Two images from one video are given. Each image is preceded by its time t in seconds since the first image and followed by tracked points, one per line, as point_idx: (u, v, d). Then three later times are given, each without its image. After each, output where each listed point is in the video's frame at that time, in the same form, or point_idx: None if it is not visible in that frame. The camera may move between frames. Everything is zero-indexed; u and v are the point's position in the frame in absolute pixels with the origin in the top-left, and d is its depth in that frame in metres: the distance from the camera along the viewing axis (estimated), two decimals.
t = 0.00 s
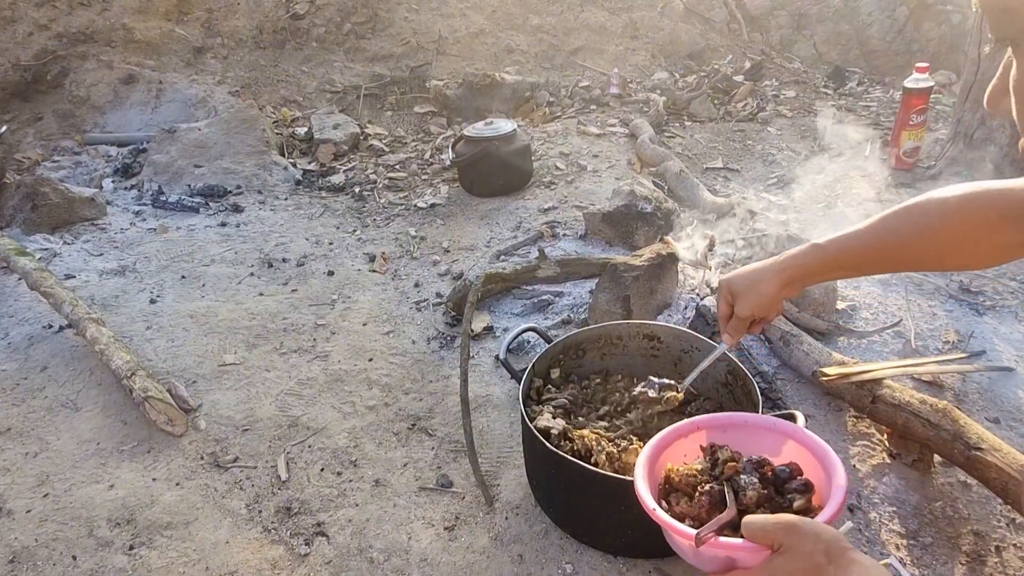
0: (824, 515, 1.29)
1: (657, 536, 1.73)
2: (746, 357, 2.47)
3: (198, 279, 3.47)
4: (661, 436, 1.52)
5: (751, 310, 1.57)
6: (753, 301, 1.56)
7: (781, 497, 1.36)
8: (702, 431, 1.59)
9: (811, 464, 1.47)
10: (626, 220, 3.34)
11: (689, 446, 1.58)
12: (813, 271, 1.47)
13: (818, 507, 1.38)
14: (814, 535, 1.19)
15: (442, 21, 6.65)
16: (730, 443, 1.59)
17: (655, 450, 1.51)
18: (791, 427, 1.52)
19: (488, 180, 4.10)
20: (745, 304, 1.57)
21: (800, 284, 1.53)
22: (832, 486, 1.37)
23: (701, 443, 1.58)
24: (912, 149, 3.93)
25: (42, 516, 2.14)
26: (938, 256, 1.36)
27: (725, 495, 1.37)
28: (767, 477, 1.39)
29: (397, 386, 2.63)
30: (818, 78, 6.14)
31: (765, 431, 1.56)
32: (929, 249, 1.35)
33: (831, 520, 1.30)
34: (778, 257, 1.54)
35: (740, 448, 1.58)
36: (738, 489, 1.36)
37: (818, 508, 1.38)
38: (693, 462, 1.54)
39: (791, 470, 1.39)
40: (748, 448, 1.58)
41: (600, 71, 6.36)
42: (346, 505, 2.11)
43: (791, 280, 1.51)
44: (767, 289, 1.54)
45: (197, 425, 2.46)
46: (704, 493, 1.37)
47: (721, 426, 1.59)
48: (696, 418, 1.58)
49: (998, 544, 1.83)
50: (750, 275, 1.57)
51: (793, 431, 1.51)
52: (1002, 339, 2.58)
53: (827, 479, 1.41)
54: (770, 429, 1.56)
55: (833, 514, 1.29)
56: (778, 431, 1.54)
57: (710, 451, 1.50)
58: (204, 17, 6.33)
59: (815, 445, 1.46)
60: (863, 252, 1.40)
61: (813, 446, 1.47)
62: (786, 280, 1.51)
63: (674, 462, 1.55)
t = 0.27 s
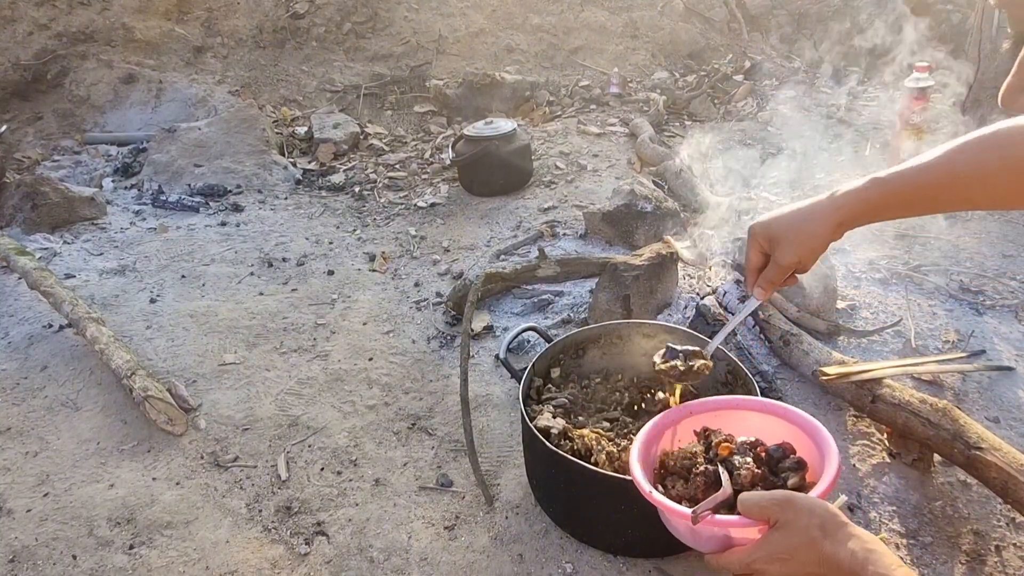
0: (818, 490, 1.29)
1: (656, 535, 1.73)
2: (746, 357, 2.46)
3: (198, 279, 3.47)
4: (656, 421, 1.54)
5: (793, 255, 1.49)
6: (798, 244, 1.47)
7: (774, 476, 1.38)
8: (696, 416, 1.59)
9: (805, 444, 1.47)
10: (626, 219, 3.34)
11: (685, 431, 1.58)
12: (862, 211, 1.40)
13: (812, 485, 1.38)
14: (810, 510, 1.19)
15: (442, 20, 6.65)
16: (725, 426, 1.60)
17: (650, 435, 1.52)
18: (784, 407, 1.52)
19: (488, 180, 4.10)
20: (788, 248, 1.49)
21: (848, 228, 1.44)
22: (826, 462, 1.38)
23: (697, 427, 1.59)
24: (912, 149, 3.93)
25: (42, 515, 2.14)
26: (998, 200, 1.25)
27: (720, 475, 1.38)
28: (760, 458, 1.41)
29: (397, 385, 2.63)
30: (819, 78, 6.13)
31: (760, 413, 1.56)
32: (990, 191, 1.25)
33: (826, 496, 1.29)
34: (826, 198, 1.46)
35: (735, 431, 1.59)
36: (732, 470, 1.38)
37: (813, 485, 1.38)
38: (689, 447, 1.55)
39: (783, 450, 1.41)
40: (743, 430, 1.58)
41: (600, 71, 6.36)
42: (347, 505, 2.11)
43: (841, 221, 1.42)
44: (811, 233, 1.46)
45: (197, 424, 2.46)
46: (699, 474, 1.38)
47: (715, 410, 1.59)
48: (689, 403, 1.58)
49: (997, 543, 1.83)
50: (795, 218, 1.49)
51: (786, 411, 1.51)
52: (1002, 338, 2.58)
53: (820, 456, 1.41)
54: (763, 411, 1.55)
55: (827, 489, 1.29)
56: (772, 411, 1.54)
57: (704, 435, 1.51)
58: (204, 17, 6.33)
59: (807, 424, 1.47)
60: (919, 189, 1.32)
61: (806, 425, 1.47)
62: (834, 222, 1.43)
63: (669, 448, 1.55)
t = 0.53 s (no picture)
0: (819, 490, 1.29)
1: (657, 535, 1.73)
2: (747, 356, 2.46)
3: (198, 278, 3.47)
4: (655, 418, 1.54)
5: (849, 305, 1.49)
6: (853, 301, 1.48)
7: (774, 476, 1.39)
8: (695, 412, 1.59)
9: (804, 441, 1.47)
10: (626, 218, 3.34)
11: (683, 428, 1.59)
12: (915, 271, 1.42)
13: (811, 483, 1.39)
14: (812, 512, 1.19)
15: (442, 20, 6.66)
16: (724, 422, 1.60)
17: (650, 433, 1.53)
18: (783, 404, 1.52)
19: (489, 179, 4.10)
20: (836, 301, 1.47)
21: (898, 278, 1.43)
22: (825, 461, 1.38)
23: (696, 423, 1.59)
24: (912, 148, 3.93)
25: (41, 515, 2.14)
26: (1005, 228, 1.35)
27: (719, 475, 1.39)
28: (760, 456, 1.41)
29: (397, 385, 2.63)
30: (819, 77, 6.13)
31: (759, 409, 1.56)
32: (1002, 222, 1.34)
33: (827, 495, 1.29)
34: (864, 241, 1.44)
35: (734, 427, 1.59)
36: (732, 469, 1.38)
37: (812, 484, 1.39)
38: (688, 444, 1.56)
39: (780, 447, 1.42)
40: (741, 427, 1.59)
41: (600, 70, 6.35)
42: (347, 504, 2.12)
43: (905, 277, 1.38)
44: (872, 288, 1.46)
45: (197, 424, 2.46)
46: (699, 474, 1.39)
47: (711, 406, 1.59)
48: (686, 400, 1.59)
49: (997, 543, 1.83)
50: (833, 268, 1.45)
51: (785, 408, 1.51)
52: (1003, 338, 2.58)
53: (819, 455, 1.41)
54: (761, 407, 1.56)
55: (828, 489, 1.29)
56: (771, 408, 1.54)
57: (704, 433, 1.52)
58: (204, 17, 6.33)
59: (806, 421, 1.47)
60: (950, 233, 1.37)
61: (805, 422, 1.47)
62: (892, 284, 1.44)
63: (666, 445, 1.56)
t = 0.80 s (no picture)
0: (830, 511, 1.29)
1: (657, 535, 1.73)
2: (747, 356, 2.46)
3: (198, 278, 3.47)
4: (665, 428, 1.52)
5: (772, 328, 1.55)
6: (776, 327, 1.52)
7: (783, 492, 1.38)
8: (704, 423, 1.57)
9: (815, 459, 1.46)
10: (626, 218, 3.34)
11: (692, 438, 1.57)
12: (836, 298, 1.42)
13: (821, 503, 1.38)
14: (824, 536, 1.18)
15: (442, 20, 6.66)
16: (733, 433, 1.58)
17: (659, 442, 1.51)
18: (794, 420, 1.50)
19: (488, 179, 4.10)
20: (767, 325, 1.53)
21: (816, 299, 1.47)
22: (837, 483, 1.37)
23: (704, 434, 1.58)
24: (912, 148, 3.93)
25: (42, 515, 2.14)
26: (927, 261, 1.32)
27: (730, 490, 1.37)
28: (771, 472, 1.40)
29: (397, 385, 2.63)
30: (819, 77, 6.13)
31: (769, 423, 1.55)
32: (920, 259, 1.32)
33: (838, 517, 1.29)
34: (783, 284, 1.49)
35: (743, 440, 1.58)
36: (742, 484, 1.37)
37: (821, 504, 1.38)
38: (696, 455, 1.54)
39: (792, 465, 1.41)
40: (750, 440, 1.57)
41: (600, 70, 6.36)
42: (347, 504, 2.12)
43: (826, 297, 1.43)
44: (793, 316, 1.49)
45: (197, 424, 2.46)
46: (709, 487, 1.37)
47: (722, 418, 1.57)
48: (698, 410, 1.57)
49: (997, 543, 1.83)
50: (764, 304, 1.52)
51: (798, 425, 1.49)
52: (1003, 338, 2.57)
53: (831, 475, 1.40)
54: (772, 421, 1.54)
55: (840, 511, 1.28)
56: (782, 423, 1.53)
57: (713, 444, 1.50)
58: (204, 16, 6.33)
59: (819, 440, 1.45)
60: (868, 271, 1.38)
61: (817, 441, 1.46)
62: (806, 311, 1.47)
63: (675, 454, 1.54)
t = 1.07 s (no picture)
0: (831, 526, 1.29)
1: (657, 535, 1.73)
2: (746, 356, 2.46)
3: (198, 278, 3.47)
4: (670, 438, 1.53)
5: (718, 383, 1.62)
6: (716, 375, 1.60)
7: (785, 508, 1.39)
8: (709, 436, 1.58)
9: (818, 475, 1.47)
10: (626, 218, 3.34)
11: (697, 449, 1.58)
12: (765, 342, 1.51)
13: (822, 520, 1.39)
14: (823, 549, 1.19)
15: (442, 20, 6.67)
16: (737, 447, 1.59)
17: (663, 453, 1.51)
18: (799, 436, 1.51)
19: (488, 179, 4.10)
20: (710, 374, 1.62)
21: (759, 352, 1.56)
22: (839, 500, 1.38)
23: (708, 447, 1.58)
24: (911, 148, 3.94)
25: (41, 515, 2.14)
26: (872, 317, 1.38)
27: (731, 503, 1.39)
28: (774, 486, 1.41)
29: (397, 385, 2.63)
30: (819, 77, 6.13)
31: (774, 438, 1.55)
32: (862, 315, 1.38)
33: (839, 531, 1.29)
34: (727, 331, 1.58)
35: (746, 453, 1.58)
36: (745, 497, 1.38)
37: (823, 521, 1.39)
38: (700, 467, 1.55)
39: (794, 482, 1.43)
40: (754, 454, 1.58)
41: (600, 70, 6.36)
42: (347, 504, 2.12)
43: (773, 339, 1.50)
44: (728, 362, 1.57)
45: (197, 424, 2.46)
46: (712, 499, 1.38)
47: (726, 432, 1.58)
48: (703, 424, 1.58)
49: (998, 542, 1.83)
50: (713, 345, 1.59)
51: (803, 441, 1.50)
52: (1003, 338, 2.57)
53: (833, 492, 1.41)
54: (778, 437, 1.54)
55: (841, 526, 1.29)
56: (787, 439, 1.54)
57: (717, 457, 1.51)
58: (204, 17, 6.33)
59: (822, 456, 1.46)
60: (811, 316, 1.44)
61: (820, 458, 1.46)
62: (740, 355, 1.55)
63: (679, 465, 1.55)
